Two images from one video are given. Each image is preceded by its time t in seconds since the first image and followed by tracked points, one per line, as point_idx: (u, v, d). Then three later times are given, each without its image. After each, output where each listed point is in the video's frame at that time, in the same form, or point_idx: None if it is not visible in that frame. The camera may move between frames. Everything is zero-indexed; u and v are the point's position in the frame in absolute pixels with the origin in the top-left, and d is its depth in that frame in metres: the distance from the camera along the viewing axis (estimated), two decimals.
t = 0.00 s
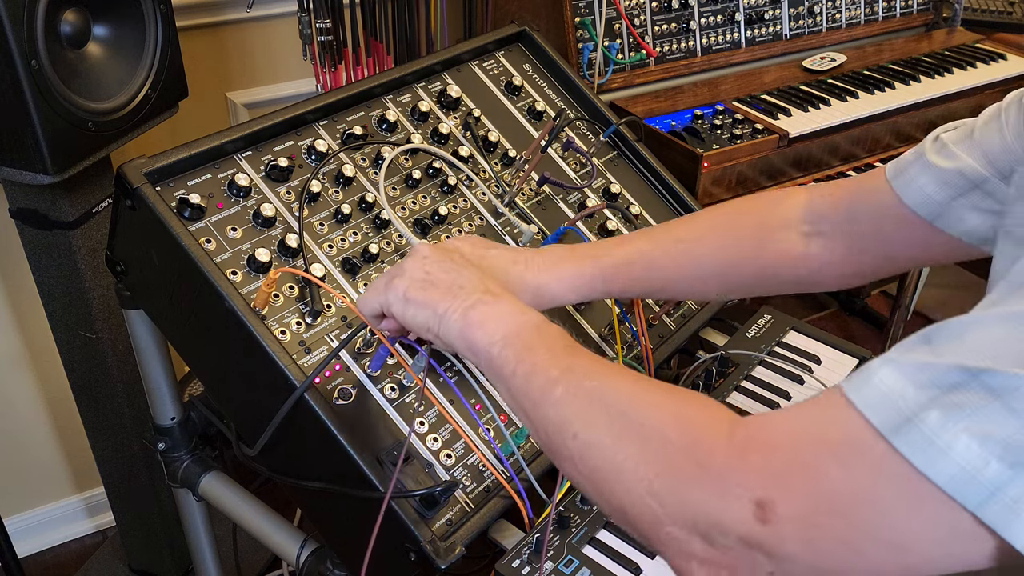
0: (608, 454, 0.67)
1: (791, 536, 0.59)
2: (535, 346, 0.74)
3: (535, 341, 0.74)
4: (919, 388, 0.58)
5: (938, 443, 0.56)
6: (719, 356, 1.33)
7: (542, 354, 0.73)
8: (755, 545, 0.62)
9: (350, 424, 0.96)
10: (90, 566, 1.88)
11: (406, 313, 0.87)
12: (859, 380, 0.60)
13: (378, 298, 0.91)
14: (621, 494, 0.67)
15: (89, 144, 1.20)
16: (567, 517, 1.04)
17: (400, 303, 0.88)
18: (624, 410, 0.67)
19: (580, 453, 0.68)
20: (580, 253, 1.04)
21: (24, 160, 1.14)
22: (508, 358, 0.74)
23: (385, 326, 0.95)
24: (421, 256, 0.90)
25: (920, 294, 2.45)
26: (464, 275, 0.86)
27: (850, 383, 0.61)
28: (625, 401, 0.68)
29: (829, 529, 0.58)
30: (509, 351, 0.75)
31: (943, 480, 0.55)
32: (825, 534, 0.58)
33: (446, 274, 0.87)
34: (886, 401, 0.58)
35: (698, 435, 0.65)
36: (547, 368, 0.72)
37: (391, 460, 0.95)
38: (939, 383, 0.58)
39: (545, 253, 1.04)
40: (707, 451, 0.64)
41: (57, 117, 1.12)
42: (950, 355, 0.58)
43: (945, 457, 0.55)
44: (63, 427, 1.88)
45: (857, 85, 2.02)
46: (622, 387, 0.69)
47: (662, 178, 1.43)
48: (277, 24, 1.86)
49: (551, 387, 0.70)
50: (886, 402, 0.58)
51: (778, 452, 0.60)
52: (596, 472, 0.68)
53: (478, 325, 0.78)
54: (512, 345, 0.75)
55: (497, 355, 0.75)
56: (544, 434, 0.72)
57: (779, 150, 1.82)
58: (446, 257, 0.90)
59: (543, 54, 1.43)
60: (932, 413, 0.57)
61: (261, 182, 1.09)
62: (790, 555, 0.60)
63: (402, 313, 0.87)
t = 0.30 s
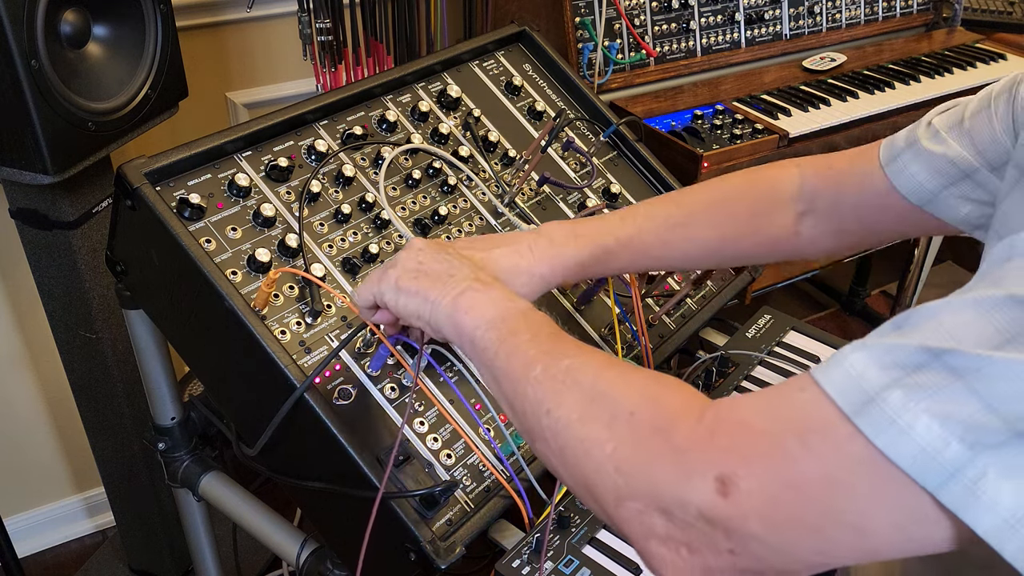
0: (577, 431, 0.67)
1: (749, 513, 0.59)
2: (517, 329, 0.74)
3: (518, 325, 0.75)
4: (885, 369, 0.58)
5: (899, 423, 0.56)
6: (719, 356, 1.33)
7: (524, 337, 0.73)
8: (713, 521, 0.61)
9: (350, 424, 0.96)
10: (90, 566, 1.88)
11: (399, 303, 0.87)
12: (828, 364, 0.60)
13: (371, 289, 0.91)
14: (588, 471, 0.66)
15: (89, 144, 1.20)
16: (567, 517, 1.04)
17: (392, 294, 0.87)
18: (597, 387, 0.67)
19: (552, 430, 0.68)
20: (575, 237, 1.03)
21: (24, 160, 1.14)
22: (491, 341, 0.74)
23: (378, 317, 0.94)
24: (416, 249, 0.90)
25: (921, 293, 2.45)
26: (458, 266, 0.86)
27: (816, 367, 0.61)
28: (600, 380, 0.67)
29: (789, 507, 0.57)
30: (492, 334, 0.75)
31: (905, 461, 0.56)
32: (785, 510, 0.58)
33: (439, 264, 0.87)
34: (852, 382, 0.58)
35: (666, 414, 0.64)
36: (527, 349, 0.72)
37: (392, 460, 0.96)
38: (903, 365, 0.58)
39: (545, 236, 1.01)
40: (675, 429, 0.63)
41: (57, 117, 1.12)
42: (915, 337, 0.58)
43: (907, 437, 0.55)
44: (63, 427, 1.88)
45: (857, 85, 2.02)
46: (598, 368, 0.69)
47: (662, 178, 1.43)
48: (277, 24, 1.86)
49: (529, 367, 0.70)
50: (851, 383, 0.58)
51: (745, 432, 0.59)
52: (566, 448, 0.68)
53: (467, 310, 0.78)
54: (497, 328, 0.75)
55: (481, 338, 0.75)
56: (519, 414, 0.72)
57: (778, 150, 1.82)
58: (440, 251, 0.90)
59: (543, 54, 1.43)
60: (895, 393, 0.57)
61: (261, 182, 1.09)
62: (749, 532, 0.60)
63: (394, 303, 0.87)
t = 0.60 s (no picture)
0: (578, 423, 0.66)
1: (749, 505, 0.58)
2: (519, 324, 0.74)
3: (521, 320, 0.74)
4: (882, 363, 0.58)
5: (895, 415, 0.56)
6: (719, 356, 1.33)
7: (527, 333, 0.73)
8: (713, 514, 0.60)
9: (349, 425, 0.96)
10: (90, 566, 1.88)
11: (404, 300, 0.86)
12: (826, 357, 0.60)
13: (377, 285, 0.90)
14: (589, 464, 0.65)
15: (89, 144, 1.20)
16: (567, 517, 1.04)
17: (398, 290, 0.87)
18: (599, 381, 0.67)
19: (552, 422, 0.68)
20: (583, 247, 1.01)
21: (24, 160, 1.14)
22: (495, 336, 0.74)
23: (382, 314, 0.94)
24: (422, 248, 0.89)
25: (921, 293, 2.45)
26: (463, 265, 0.86)
27: (816, 360, 0.61)
28: (601, 373, 0.67)
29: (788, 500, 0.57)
30: (496, 330, 0.74)
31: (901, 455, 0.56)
32: (784, 502, 0.58)
33: (445, 263, 0.86)
34: (849, 374, 0.58)
35: (667, 406, 0.64)
36: (530, 344, 0.72)
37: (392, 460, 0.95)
38: (902, 357, 0.58)
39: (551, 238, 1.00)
40: (676, 423, 0.63)
41: (57, 117, 1.12)
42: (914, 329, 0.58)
43: (902, 429, 0.55)
44: (63, 427, 1.88)
45: (857, 84, 2.02)
46: (600, 363, 0.69)
47: (662, 178, 1.43)
48: (277, 24, 1.86)
49: (532, 361, 0.70)
50: (848, 376, 0.58)
51: (746, 424, 0.60)
52: (566, 441, 0.67)
53: (470, 308, 0.77)
54: (500, 324, 0.74)
55: (484, 334, 0.75)
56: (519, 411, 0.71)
57: (778, 150, 1.82)
58: (448, 250, 0.89)
59: (543, 54, 1.43)
60: (893, 385, 0.57)
61: (261, 182, 1.09)
62: (751, 527, 0.59)
63: (399, 300, 0.86)
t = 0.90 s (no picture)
0: (582, 399, 0.66)
1: (739, 454, 0.58)
2: (527, 316, 0.75)
3: (529, 313, 0.75)
4: (878, 330, 0.58)
5: (883, 375, 0.55)
6: (718, 357, 1.33)
7: (533, 323, 0.73)
8: (708, 464, 0.60)
9: (349, 425, 0.96)
10: (90, 566, 1.88)
11: (413, 298, 0.85)
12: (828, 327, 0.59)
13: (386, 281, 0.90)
14: (593, 435, 0.66)
15: (89, 144, 1.20)
16: (567, 517, 1.04)
17: (405, 286, 0.86)
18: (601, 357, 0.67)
19: (559, 399, 0.68)
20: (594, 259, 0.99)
21: (24, 161, 1.14)
22: (501, 327, 0.75)
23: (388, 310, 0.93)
24: (432, 251, 0.90)
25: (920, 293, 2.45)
26: (470, 270, 0.86)
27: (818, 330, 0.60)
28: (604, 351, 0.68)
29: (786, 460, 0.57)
30: (503, 321, 0.75)
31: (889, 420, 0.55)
32: (777, 482, 0.58)
33: (454, 266, 0.87)
34: (846, 339, 0.58)
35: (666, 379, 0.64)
36: (536, 332, 0.72)
37: (391, 458, 0.95)
38: (896, 325, 0.58)
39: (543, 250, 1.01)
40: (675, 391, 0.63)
41: (57, 117, 1.12)
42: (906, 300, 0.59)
43: (890, 391, 0.55)
44: (63, 427, 1.88)
45: (857, 84, 2.02)
46: (603, 342, 0.69)
47: (662, 178, 1.43)
48: (276, 24, 1.86)
49: (539, 346, 0.71)
50: (846, 341, 0.57)
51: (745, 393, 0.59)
52: (572, 417, 0.67)
53: (478, 303, 0.78)
54: (508, 316, 0.75)
55: (492, 324, 0.76)
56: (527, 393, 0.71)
57: (779, 150, 1.82)
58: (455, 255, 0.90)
59: (543, 54, 1.43)
60: (884, 350, 0.56)
61: (261, 182, 1.09)
62: (740, 474, 0.59)
63: (407, 297, 0.86)
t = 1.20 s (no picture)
0: (591, 410, 0.74)
1: (747, 457, 0.67)
2: (507, 344, 0.80)
3: (507, 340, 0.81)
4: (870, 363, 0.65)
5: (877, 414, 0.63)
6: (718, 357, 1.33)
7: (514, 349, 0.80)
8: (717, 461, 0.69)
9: (349, 425, 0.96)
10: (90, 566, 1.88)
11: (389, 322, 0.89)
12: (824, 350, 0.66)
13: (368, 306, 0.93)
14: (610, 443, 0.73)
15: (89, 144, 1.20)
16: (567, 517, 1.04)
17: (384, 314, 0.90)
18: (593, 371, 0.75)
19: (567, 417, 0.75)
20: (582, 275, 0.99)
21: (24, 161, 1.14)
22: (486, 357, 0.80)
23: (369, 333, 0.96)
24: (413, 272, 0.92)
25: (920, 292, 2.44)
26: (449, 294, 0.89)
27: (813, 350, 0.67)
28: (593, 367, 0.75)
29: (783, 456, 0.65)
30: (486, 351, 0.80)
31: (878, 448, 0.63)
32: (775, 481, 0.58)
33: (431, 289, 0.90)
34: (841, 367, 0.65)
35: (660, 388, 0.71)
36: (522, 359, 0.78)
37: (391, 461, 0.96)
38: (887, 363, 0.65)
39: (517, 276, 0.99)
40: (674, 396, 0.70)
41: (58, 117, 1.12)
42: (903, 331, 0.65)
43: (882, 428, 0.63)
44: (63, 427, 1.88)
45: (857, 85, 2.02)
46: (592, 356, 0.76)
47: (662, 178, 1.43)
48: (276, 24, 1.86)
49: (532, 370, 0.77)
50: (840, 371, 0.65)
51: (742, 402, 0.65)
52: (585, 430, 0.74)
53: (453, 339, 0.83)
54: (489, 347, 0.80)
55: (474, 358, 0.80)
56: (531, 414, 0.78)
57: (779, 150, 1.82)
58: (437, 274, 0.92)
59: (543, 54, 1.43)
60: (877, 387, 0.64)
61: (261, 182, 1.09)
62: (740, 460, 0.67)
63: (385, 324, 0.90)
